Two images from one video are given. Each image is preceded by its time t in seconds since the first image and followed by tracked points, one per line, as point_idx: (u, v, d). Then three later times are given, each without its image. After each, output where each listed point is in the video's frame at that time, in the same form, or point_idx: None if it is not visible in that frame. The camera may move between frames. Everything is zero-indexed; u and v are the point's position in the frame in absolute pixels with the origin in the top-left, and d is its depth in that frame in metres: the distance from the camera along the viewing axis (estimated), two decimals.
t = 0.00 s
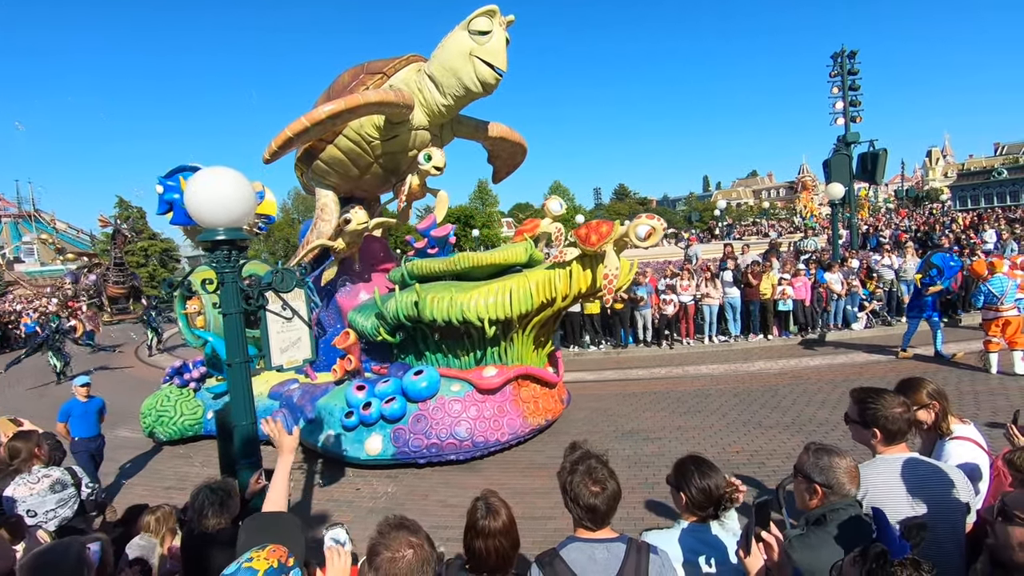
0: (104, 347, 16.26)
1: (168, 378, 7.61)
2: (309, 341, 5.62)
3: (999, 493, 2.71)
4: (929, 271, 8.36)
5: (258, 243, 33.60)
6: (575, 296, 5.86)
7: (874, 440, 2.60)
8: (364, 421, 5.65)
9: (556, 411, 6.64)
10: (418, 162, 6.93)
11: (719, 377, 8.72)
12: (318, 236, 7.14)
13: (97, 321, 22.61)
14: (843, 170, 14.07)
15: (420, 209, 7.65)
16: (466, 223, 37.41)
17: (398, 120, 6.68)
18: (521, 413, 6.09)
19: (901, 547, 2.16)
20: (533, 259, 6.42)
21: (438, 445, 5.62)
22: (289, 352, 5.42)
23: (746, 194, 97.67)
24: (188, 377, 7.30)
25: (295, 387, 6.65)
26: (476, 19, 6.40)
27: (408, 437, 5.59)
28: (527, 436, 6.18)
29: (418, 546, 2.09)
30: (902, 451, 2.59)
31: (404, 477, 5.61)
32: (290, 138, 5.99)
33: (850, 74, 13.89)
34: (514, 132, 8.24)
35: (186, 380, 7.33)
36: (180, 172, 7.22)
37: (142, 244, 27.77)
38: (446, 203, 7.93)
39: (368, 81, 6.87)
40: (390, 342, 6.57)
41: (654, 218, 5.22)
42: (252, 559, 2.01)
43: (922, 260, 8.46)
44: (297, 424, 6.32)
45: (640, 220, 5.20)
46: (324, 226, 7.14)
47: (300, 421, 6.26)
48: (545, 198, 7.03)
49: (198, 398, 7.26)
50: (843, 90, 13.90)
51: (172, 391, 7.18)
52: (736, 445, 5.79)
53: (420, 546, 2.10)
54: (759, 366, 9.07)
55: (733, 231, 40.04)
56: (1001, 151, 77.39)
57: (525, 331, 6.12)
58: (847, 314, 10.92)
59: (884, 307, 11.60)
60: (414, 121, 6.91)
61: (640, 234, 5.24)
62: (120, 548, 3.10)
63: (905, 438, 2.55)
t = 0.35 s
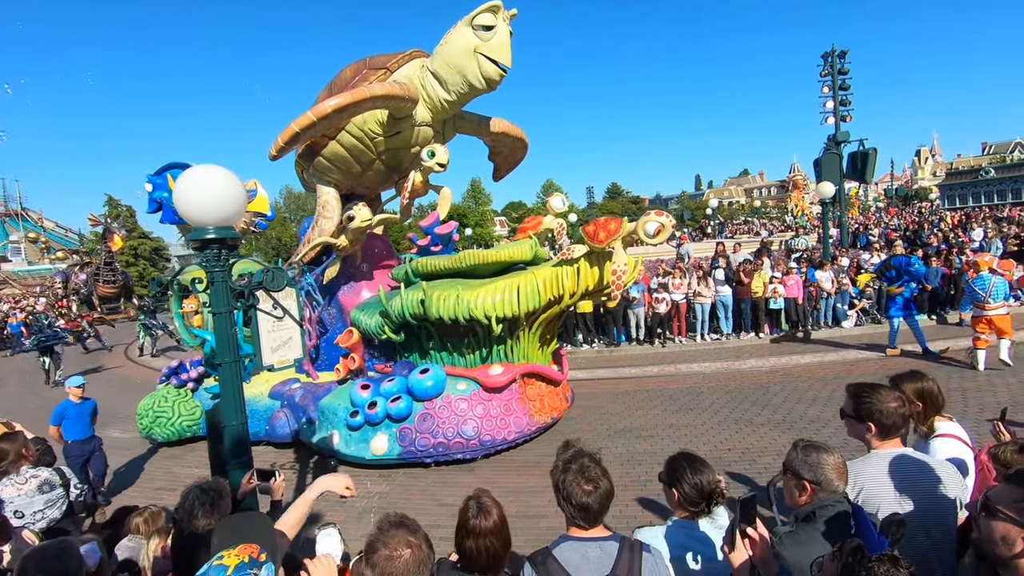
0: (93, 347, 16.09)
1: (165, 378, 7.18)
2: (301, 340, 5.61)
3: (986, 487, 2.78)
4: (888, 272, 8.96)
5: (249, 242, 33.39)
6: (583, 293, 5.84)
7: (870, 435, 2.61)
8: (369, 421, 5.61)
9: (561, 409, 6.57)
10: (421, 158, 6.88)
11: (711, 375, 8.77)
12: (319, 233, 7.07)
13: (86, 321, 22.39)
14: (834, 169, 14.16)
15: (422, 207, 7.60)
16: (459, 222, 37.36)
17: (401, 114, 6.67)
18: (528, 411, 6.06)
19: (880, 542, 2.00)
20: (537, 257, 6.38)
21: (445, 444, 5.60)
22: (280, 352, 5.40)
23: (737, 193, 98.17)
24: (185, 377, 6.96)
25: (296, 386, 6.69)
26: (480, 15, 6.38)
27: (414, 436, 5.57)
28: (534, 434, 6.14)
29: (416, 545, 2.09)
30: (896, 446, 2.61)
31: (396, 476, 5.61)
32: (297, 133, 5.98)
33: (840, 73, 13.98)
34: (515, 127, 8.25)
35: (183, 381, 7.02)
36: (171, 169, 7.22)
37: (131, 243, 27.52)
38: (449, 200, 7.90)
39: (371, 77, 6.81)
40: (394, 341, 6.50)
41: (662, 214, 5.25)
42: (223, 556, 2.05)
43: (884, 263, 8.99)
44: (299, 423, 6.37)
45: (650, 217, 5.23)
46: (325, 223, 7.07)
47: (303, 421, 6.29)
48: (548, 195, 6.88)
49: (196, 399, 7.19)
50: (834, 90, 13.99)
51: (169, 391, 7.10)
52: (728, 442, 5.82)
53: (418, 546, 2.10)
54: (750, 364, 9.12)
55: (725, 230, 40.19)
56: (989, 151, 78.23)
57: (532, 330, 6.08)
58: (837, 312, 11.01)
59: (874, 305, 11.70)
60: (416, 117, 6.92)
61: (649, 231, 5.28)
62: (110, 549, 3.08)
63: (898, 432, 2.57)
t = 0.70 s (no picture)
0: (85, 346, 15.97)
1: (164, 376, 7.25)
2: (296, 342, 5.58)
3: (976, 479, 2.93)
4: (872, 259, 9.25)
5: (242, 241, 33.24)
6: (593, 291, 5.71)
7: (863, 426, 2.66)
8: (378, 420, 5.56)
9: (569, 408, 6.53)
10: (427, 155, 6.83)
11: (706, 373, 8.80)
12: (324, 231, 6.98)
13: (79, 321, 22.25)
14: (827, 168, 14.22)
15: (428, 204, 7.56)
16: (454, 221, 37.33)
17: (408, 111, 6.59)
18: (536, 409, 6.02)
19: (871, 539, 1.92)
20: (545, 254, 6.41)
21: (455, 443, 5.55)
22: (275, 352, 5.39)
23: (731, 192, 98.51)
24: (187, 376, 7.07)
25: (301, 386, 6.65)
26: (487, 12, 6.31)
27: (424, 436, 5.52)
28: (542, 432, 6.10)
29: (409, 545, 2.09)
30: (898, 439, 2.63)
31: (391, 475, 5.60)
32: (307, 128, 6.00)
33: (833, 73, 14.05)
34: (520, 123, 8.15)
35: (185, 380, 7.12)
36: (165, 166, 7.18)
37: (123, 242, 27.36)
38: (454, 197, 7.88)
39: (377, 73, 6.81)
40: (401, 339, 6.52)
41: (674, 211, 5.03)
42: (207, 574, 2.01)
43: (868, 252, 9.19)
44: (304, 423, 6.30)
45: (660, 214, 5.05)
46: (330, 221, 7.03)
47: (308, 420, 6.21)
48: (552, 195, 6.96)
49: (197, 398, 7.14)
50: (827, 89, 14.05)
51: (170, 391, 7.01)
52: (722, 440, 5.85)
53: (411, 545, 2.10)
54: (744, 362, 9.16)
55: (719, 229, 40.31)
56: (980, 150, 78.82)
57: (540, 327, 6.02)
58: (830, 310, 11.08)
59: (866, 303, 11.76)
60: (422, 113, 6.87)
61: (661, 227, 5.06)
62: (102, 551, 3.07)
63: (893, 424, 2.58)
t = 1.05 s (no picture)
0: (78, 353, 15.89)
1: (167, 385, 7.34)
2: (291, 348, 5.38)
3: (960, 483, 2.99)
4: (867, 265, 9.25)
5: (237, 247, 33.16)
6: (603, 294, 5.69)
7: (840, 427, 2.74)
8: (387, 425, 5.59)
9: (577, 411, 6.62)
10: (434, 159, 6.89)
11: (701, 377, 8.83)
12: (330, 235, 6.84)
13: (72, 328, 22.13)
14: (819, 172, 14.33)
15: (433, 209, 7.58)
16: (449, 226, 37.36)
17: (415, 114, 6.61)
18: (545, 414, 6.05)
19: (862, 539, 2.02)
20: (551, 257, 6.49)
21: (466, 448, 5.56)
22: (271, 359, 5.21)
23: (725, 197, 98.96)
24: (189, 384, 7.09)
25: (306, 392, 6.53)
26: (495, 18, 6.36)
27: (434, 441, 5.53)
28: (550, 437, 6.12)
29: (404, 544, 2.11)
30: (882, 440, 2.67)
31: (387, 481, 5.60)
32: (320, 130, 6.01)
33: (825, 78, 14.17)
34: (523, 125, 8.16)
35: (187, 387, 7.14)
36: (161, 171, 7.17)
37: (116, 249, 27.27)
38: (458, 202, 7.88)
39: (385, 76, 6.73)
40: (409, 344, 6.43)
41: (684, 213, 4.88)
42: None
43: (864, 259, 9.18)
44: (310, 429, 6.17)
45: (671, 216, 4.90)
46: (336, 225, 6.87)
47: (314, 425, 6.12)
48: (558, 200, 7.11)
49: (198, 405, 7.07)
50: (819, 94, 14.17)
51: (172, 398, 7.03)
52: (717, 444, 5.87)
53: (407, 545, 2.11)
54: (739, 366, 9.20)
55: (714, 233, 40.46)
56: (971, 154, 79.53)
57: (549, 331, 5.99)
58: (824, 314, 11.15)
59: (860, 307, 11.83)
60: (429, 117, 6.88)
61: (671, 231, 4.94)
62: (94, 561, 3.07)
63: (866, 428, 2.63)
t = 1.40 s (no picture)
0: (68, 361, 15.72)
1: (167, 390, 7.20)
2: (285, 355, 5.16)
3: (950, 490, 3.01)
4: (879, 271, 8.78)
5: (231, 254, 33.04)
6: (613, 298, 5.66)
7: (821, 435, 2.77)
8: (395, 432, 5.53)
9: (585, 417, 6.36)
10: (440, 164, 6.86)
11: (695, 382, 8.84)
12: (334, 240, 6.97)
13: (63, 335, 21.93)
14: (811, 179, 14.44)
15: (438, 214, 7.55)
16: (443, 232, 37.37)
17: (421, 118, 6.58)
18: (555, 420, 5.93)
19: (858, 544, 2.05)
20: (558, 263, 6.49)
21: (475, 455, 5.51)
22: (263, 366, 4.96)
23: (718, 203, 99.50)
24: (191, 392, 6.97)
25: (310, 399, 6.55)
26: (502, 24, 6.39)
27: (443, 448, 5.49)
28: (560, 443, 6.03)
29: (398, 554, 2.09)
30: (865, 445, 2.68)
31: (381, 489, 5.56)
32: (333, 134, 6.09)
33: (816, 86, 14.30)
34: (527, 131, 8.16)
35: (188, 396, 7.00)
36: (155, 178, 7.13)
37: (108, 256, 27.10)
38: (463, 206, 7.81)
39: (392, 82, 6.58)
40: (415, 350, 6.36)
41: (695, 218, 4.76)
42: None
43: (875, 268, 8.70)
44: (315, 436, 6.23)
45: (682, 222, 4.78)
46: (341, 230, 6.98)
47: (318, 432, 6.17)
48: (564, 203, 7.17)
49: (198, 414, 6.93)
50: (810, 102, 14.29)
51: (171, 407, 6.91)
52: (711, 450, 5.88)
53: (401, 554, 2.10)
54: (733, 371, 9.23)
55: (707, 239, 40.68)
56: (959, 160, 80.45)
57: (558, 337, 5.94)
58: (816, 319, 11.22)
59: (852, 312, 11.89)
60: (435, 123, 6.85)
61: (681, 235, 4.78)
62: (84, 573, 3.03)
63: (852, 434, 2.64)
